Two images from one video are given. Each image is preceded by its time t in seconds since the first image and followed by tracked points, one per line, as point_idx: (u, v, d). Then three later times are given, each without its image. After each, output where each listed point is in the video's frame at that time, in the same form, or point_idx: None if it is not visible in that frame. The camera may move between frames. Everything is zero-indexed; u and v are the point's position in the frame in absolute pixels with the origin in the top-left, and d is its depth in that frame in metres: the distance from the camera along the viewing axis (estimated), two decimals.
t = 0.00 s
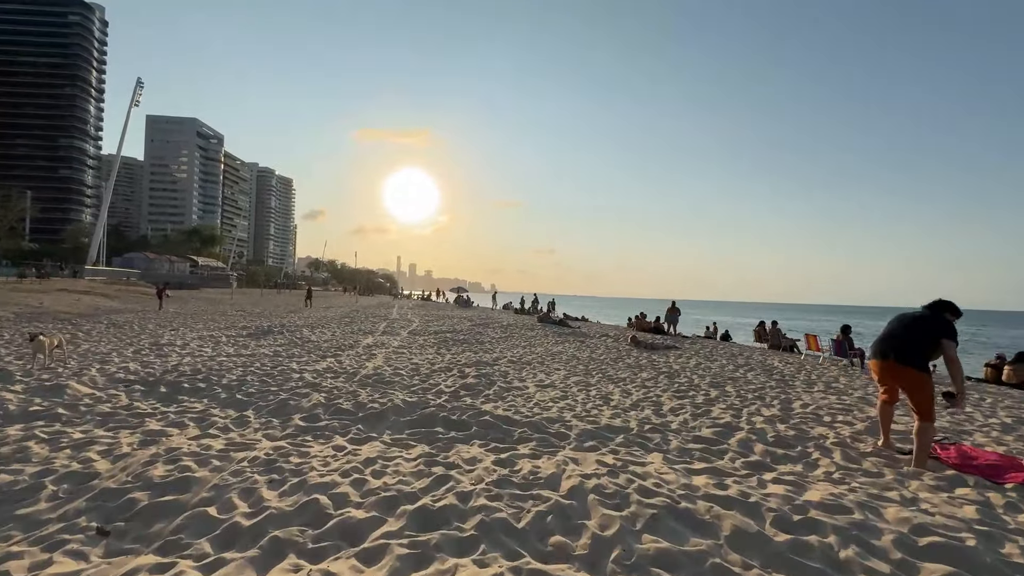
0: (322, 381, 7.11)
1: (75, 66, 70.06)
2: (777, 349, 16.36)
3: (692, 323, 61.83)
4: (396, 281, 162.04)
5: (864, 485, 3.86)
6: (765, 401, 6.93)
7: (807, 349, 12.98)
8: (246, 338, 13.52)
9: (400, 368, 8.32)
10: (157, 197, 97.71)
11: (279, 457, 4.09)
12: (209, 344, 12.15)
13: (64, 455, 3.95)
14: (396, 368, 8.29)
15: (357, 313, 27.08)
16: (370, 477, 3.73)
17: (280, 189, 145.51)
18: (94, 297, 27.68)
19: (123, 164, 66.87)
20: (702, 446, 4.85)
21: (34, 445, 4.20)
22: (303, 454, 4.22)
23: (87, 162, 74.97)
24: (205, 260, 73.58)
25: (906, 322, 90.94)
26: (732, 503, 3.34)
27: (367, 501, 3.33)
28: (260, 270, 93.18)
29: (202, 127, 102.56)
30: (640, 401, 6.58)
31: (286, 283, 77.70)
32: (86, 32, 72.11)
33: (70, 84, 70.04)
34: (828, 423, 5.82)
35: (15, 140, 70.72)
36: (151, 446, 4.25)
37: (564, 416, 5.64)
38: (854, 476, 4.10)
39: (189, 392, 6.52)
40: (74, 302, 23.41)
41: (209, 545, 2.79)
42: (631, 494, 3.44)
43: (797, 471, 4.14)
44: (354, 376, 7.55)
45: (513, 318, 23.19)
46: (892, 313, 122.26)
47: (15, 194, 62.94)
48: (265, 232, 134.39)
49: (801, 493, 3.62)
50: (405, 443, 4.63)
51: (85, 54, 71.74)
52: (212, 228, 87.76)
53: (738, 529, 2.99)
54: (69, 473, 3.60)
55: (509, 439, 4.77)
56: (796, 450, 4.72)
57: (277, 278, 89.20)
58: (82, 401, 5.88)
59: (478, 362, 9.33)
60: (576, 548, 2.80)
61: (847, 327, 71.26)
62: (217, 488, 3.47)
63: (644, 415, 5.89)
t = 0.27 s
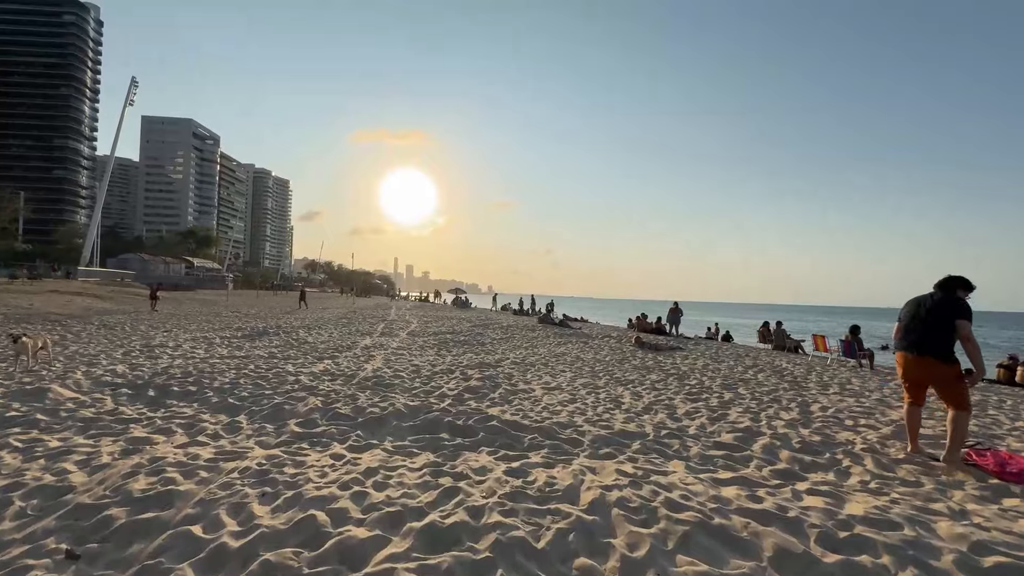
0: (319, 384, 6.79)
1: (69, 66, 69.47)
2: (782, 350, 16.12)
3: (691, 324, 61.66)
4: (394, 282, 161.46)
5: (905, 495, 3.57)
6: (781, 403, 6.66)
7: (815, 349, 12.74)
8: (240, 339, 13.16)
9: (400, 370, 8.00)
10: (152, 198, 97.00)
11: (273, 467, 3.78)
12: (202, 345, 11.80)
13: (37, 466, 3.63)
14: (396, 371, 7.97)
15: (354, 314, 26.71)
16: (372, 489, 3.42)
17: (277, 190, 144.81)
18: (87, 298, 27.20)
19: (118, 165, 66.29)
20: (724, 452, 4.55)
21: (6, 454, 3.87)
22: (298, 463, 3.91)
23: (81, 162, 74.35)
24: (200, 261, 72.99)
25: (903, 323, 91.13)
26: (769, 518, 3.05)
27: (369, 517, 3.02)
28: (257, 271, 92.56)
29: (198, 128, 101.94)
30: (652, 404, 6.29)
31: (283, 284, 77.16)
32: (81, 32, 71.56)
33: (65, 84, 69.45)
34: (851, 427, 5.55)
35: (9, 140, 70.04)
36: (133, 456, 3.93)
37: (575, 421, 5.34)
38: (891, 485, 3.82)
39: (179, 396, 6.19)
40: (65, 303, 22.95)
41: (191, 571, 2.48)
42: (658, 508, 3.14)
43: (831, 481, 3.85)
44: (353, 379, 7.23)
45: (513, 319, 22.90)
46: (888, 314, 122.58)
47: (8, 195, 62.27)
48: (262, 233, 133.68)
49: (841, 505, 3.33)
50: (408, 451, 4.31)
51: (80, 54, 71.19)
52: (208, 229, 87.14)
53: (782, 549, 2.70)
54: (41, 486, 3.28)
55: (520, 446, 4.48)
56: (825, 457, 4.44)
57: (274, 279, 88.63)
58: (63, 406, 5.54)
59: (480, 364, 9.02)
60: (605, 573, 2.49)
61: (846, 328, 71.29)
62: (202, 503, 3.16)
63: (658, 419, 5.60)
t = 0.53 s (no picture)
0: (314, 392, 6.49)
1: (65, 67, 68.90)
2: (786, 354, 15.90)
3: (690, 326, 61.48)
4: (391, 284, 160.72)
5: (947, 519, 3.30)
6: (796, 412, 6.40)
7: (821, 353, 12.51)
8: (234, 343, 12.83)
9: (399, 377, 7.72)
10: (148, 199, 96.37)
11: (261, 488, 3.48)
12: (194, 350, 11.46)
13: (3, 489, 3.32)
14: (394, 377, 7.68)
15: (351, 316, 26.40)
16: (369, 514, 3.13)
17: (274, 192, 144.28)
18: (79, 300, 26.82)
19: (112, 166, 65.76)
20: (744, 468, 4.28)
21: None
22: (289, 483, 3.61)
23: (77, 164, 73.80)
24: (196, 263, 72.46)
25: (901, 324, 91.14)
26: (807, 549, 2.77)
27: (366, 549, 2.72)
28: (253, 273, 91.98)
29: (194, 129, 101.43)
30: (663, 414, 6.02)
31: (279, 286, 76.68)
32: (76, 33, 71.14)
33: (59, 85, 68.97)
34: (873, 438, 5.28)
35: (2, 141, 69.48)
36: (110, 475, 3.63)
37: (584, 432, 5.06)
38: (929, 506, 3.55)
39: (166, 406, 5.88)
40: (57, 305, 22.57)
41: None
42: (684, 536, 2.86)
43: (863, 502, 3.58)
44: (349, 387, 6.92)
45: (512, 322, 22.63)
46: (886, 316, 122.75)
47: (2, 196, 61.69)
48: (259, 234, 132.99)
49: (882, 531, 3.04)
50: (409, 468, 4.01)
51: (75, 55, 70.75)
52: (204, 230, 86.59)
53: None
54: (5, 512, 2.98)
55: (528, 462, 4.20)
56: (852, 473, 4.17)
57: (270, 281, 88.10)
58: (41, 417, 5.23)
59: (482, 369, 8.75)
60: None
61: (843, 330, 71.32)
62: (181, 532, 2.86)
63: (671, 430, 5.33)
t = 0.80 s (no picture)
0: (306, 400, 6.20)
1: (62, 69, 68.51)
2: (790, 357, 15.65)
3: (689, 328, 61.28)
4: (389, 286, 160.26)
5: (989, 543, 3.03)
6: (809, 420, 6.14)
7: (828, 357, 12.26)
8: (227, 347, 12.52)
9: (395, 383, 7.44)
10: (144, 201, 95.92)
11: (244, 510, 3.19)
12: (185, 354, 11.15)
13: None
14: (391, 383, 7.40)
15: (348, 319, 26.09)
16: (360, 539, 2.85)
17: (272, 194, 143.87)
18: (72, 303, 26.44)
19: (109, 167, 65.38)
20: (763, 483, 4.01)
21: None
22: (274, 503, 3.33)
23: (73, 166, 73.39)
24: (193, 265, 72.03)
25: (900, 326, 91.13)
26: None
27: None
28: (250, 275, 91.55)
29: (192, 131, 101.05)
30: (672, 423, 5.75)
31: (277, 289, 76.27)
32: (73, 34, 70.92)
33: (56, 86, 68.68)
34: (894, 449, 5.02)
35: None
36: (79, 495, 3.33)
37: (590, 444, 4.79)
38: (967, 527, 3.28)
39: (149, 415, 5.58)
40: (49, 308, 22.21)
41: None
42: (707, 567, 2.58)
43: (895, 523, 3.31)
44: (344, 394, 6.64)
45: (512, 324, 22.35)
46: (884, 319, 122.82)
47: None
48: (256, 237, 132.49)
49: (922, 558, 2.78)
50: (404, 486, 3.73)
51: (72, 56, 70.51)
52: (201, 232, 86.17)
53: None
54: None
55: (532, 478, 3.92)
56: (878, 489, 3.91)
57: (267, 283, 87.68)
58: (14, 428, 4.92)
59: (481, 375, 8.47)
60: None
61: (842, 332, 71.20)
62: (149, 564, 2.57)
63: (681, 441, 5.06)
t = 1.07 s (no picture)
0: (297, 408, 5.89)
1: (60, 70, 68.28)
2: (795, 361, 15.39)
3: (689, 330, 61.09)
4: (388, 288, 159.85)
5: None
6: (826, 429, 5.84)
7: (836, 361, 11.99)
8: (219, 351, 12.19)
9: (391, 389, 7.13)
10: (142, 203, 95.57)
11: (219, 536, 2.88)
12: (176, 359, 10.82)
13: None
14: (386, 390, 7.09)
15: (346, 321, 25.78)
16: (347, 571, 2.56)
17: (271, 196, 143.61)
18: (67, 306, 26.11)
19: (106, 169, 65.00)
20: (786, 501, 3.71)
21: None
22: (252, 528, 3.02)
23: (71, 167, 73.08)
24: (191, 267, 71.67)
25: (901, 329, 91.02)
26: None
27: None
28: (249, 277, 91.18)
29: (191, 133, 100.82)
30: (682, 433, 5.46)
31: (275, 291, 75.91)
32: (72, 36, 70.77)
33: (55, 88, 68.44)
34: (920, 461, 4.72)
35: None
36: (38, 520, 3.02)
37: (598, 457, 4.48)
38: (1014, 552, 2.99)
39: (129, 425, 5.27)
40: (42, 311, 21.87)
41: None
42: None
43: (936, 549, 3.02)
44: (336, 402, 6.33)
45: (511, 327, 22.03)
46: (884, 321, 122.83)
47: None
48: (255, 239, 132.11)
49: None
50: (398, 506, 3.42)
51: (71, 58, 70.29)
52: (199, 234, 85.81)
53: None
54: None
55: (537, 497, 3.62)
56: (910, 508, 3.62)
57: (266, 285, 87.30)
58: None
59: (481, 380, 8.17)
60: None
61: (842, 334, 70.98)
62: None
63: (694, 452, 4.75)
